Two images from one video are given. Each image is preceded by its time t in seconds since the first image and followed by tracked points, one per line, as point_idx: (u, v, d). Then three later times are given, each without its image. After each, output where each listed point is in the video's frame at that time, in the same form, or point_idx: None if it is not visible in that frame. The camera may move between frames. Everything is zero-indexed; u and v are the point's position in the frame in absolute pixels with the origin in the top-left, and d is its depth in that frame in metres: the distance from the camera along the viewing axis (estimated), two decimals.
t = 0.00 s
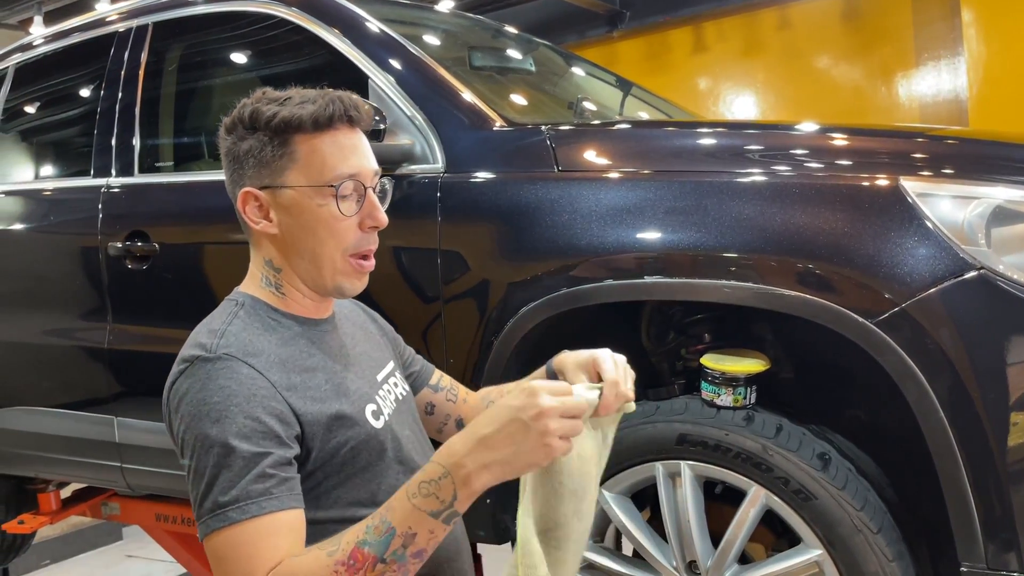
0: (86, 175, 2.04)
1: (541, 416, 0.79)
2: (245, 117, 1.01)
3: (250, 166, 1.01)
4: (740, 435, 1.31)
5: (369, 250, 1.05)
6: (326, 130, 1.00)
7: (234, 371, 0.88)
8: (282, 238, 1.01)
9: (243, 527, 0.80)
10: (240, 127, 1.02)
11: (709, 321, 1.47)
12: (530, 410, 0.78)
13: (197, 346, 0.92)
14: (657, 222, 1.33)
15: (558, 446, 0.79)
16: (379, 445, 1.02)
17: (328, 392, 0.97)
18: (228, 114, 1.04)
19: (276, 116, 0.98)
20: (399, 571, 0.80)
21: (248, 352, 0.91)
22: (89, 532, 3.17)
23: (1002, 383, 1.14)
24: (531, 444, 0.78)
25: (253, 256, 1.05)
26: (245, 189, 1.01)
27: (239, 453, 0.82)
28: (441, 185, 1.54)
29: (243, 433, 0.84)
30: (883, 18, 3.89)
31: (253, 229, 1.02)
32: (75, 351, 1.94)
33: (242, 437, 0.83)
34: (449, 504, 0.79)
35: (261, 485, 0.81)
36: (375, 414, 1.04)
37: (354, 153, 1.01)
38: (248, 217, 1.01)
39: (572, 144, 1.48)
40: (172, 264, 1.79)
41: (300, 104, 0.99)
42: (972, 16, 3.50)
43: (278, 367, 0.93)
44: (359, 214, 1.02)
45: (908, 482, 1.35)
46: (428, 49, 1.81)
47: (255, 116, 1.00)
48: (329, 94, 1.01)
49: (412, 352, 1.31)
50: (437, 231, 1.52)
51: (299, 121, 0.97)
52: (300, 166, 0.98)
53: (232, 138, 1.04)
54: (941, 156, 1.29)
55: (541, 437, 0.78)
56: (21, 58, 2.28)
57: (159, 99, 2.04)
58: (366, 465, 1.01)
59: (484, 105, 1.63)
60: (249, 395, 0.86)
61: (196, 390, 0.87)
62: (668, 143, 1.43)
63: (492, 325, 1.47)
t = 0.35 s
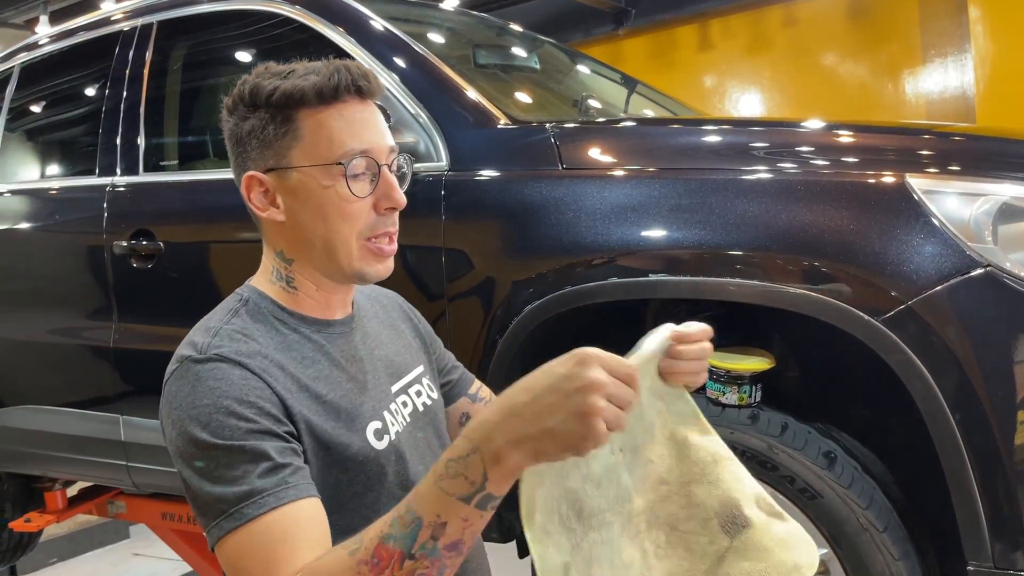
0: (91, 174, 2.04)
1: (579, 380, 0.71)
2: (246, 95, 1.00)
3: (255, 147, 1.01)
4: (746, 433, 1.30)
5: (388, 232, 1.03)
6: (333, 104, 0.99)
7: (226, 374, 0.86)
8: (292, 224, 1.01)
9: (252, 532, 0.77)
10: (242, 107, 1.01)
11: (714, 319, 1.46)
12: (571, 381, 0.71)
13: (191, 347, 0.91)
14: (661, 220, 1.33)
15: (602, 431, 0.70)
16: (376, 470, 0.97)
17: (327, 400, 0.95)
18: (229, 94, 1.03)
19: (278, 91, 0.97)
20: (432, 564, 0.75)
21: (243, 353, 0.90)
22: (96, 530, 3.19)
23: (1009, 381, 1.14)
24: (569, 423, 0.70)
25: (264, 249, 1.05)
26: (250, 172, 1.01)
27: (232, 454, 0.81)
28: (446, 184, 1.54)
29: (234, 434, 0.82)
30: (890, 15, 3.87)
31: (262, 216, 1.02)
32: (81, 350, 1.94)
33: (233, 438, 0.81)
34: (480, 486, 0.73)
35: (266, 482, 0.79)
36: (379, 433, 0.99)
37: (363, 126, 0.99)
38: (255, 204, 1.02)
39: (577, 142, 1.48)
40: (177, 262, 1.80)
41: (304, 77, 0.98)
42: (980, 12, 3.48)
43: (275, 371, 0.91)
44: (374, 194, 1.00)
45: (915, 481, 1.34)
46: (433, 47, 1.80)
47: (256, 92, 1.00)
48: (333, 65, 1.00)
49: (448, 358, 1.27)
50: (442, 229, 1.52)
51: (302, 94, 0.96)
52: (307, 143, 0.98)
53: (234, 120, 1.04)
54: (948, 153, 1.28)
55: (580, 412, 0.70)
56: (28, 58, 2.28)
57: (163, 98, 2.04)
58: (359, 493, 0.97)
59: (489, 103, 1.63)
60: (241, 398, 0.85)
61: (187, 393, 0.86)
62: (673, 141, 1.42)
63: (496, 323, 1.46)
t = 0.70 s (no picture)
0: (96, 173, 2.04)
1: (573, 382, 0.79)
2: (283, 88, 1.00)
3: (292, 141, 1.01)
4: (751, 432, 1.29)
5: (420, 229, 1.00)
6: (366, 99, 0.97)
7: (243, 362, 0.88)
8: (323, 217, 1.00)
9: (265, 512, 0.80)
10: (279, 101, 1.01)
11: (720, 317, 1.45)
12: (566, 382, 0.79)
13: (219, 332, 0.94)
14: (666, 218, 1.32)
15: (593, 425, 0.79)
16: (390, 466, 0.95)
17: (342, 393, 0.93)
18: (270, 88, 1.03)
19: (313, 85, 0.95)
20: (445, 546, 0.81)
21: (263, 341, 0.91)
22: (102, 529, 3.20)
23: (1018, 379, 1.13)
24: (564, 420, 0.78)
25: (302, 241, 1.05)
26: (286, 165, 1.00)
27: (244, 439, 0.83)
28: (450, 182, 1.53)
29: (245, 421, 0.84)
30: (896, 11, 3.85)
31: (295, 208, 1.02)
32: (86, 348, 1.95)
33: (245, 425, 0.84)
34: (488, 474, 0.80)
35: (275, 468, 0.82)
36: (395, 427, 0.96)
37: (393, 121, 0.97)
38: (290, 197, 1.02)
39: (582, 139, 1.47)
40: (181, 262, 1.80)
41: (339, 72, 0.96)
42: (987, 9, 3.45)
43: (295, 361, 0.91)
44: (402, 190, 0.98)
45: (923, 480, 1.33)
46: (437, 45, 1.80)
47: (293, 86, 0.99)
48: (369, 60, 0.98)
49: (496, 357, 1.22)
50: (445, 227, 1.51)
51: (334, 88, 0.94)
52: (340, 138, 0.96)
53: (273, 113, 1.03)
54: (956, 150, 1.27)
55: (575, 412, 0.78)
56: (33, 57, 2.29)
57: (167, 97, 2.03)
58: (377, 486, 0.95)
59: (493, 100, 1.62)
60: (256, 387, 0.86)
61: (207, 378, 0.88)
62: (678, 138, 1.41)
63: (501, 321, 1.45)
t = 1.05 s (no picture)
0: (101, 173, 2.04)
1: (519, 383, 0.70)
2: (339, 81, 0.98)
3: (338, 133, 0.99)
4: (758, 432, 1.28)
5: (444, 238, 0.97)
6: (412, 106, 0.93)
7: (260, 350, 0.88)
8: (355, 212, 0.98)
9: (251, 500, 0.80)
10: (333, 93, 0.99)
11: (728, 316, 1.45)
12: (512, 385, 0.69)
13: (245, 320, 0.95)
14: (672, 216, 1.31)
15: (542, 435, 0.69)
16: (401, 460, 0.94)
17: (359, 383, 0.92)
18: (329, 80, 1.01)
19: (364, 85, 0.93)
20: (382, 552, 0.74)
21: (281, 331, 0.91)
22: (109, 528, 3.21)
23: None
24: (513, 425, 0.69)
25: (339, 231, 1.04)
26: (329, 155, 0.99)
27: (252, 424, 0.83)
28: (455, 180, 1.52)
29: (255, 406, 0.84)
30: (904, 8, 3.82)
31: (331, 199, 1.00)
32: (91, 348, 1.95)
33: (254, 411, 0.83)
34: (424, 481, 0.72)
35: (278, 454, 0.81)
36: (408, 420, 0.95)
37: (435, 130, 0.93)
38: (328, 186, 1.00)
39: (587, 137, 1.46)
40: (186, 261, 1.79)
41: (392, 76, 0.93)
42: (995, 4, 3.42)
43: (311, 351, 0.91)
44: (433, 198, 0.94)
45: (933, 480, 1.32)
46: (441, 43, 1.79)
47: (346, 82, 0.96)
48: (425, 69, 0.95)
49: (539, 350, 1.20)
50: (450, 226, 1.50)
51: (382, 91, 0.92)
52: (379, 139, 0.93)
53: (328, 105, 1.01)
54: (966, 146, 1.26)
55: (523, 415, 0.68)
56: (39, 57, 2.29)
57: (171, 96, 2.03)
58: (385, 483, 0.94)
59: (498, 98, 1.61)
60: (269, 375, 0.86)
61: (226, 363, 0.89)
62: (685, 135, 1.40)
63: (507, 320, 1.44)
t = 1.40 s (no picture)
0: (108, 173, 2.05)
1: (483, 485, 0.61)
2: (350, 84, 0.98)
3: (350, 135, 0.99)
4: (767, 433, 1.27)
5: (450, 241, 0.95)
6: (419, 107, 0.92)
7: (266, 343, 0.89)
8: (366, 214, 0.98)
9: (238, 493, 0.83)
10: (345, 95, 0.99)
11: (736, 317, 1.44)
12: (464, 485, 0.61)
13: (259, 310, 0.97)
14: (679, 216, 1.30)
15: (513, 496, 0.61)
16: (403, 463, 0.93)
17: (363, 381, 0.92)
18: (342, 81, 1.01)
19: (371, 87, 0.93)
20: None
21: (288, 323, 0.92)
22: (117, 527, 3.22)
23: None
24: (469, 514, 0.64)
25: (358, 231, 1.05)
26: (342, 157, 0.99)
27: (248, 417, 0.85)
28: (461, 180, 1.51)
29: (254, 400, 0.86)
30: (912, 4, 3.79)
31: (344, 202, 1.01)
32: (99, 348, 1.95)
33: (251, 404, 0.85)
34: (395, 552, 0.71)
35: (268, 454, 0.84)
36: (411, 420, 0.94)
37: (439, 132, 0.92)
38: (342, 188, 1.00)
39: (593, 136, 1.45)
40: (192, 262, 1.80)
41: (399, 77, 0.92)
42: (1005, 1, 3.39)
43: (315, 347, 0.92)
44: (439, 201, 0.93)
45: (942, 480, 1.30)
46: (448, 42, 1.78)
47: (356, 84, 0.96)
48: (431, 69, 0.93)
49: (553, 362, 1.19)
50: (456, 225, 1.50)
51: (387, 93, 0.91)
52: (386, 141, 0.93)
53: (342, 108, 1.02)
54: (976, 144, 1.24)
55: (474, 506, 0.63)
56: (47, 58, 2.30)
57: (178, 97, 2.03)
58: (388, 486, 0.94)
59: (504, 98, 1.60)
60: (270, 369, 0.87)
61: (233, 353, 0.91)
62: (692, 134, 1.39)
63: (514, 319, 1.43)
